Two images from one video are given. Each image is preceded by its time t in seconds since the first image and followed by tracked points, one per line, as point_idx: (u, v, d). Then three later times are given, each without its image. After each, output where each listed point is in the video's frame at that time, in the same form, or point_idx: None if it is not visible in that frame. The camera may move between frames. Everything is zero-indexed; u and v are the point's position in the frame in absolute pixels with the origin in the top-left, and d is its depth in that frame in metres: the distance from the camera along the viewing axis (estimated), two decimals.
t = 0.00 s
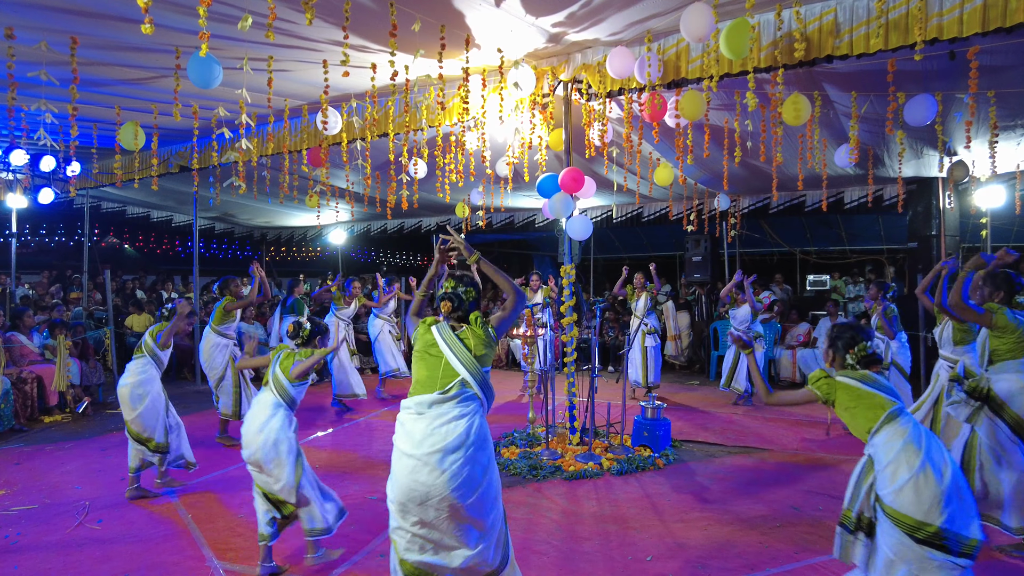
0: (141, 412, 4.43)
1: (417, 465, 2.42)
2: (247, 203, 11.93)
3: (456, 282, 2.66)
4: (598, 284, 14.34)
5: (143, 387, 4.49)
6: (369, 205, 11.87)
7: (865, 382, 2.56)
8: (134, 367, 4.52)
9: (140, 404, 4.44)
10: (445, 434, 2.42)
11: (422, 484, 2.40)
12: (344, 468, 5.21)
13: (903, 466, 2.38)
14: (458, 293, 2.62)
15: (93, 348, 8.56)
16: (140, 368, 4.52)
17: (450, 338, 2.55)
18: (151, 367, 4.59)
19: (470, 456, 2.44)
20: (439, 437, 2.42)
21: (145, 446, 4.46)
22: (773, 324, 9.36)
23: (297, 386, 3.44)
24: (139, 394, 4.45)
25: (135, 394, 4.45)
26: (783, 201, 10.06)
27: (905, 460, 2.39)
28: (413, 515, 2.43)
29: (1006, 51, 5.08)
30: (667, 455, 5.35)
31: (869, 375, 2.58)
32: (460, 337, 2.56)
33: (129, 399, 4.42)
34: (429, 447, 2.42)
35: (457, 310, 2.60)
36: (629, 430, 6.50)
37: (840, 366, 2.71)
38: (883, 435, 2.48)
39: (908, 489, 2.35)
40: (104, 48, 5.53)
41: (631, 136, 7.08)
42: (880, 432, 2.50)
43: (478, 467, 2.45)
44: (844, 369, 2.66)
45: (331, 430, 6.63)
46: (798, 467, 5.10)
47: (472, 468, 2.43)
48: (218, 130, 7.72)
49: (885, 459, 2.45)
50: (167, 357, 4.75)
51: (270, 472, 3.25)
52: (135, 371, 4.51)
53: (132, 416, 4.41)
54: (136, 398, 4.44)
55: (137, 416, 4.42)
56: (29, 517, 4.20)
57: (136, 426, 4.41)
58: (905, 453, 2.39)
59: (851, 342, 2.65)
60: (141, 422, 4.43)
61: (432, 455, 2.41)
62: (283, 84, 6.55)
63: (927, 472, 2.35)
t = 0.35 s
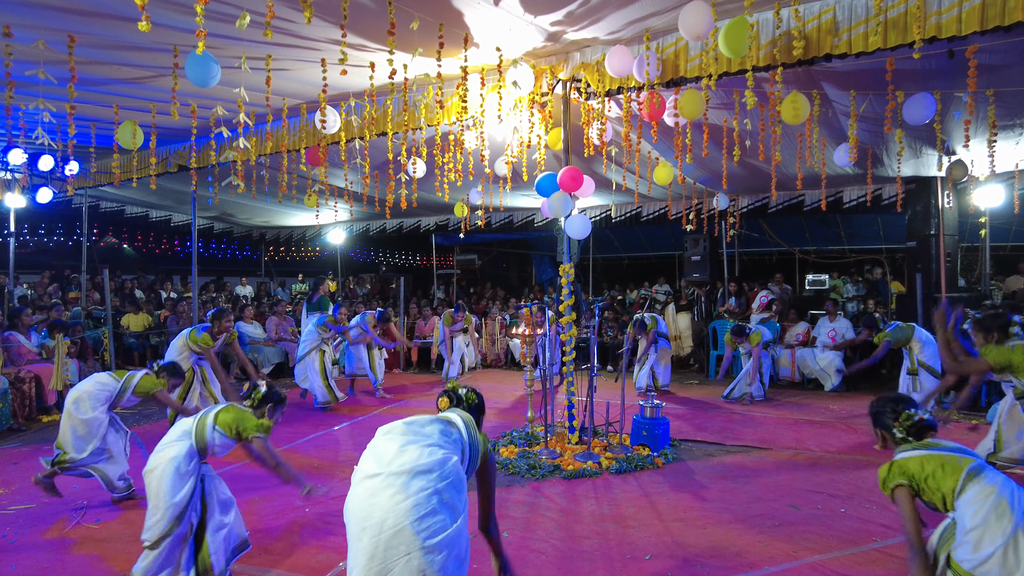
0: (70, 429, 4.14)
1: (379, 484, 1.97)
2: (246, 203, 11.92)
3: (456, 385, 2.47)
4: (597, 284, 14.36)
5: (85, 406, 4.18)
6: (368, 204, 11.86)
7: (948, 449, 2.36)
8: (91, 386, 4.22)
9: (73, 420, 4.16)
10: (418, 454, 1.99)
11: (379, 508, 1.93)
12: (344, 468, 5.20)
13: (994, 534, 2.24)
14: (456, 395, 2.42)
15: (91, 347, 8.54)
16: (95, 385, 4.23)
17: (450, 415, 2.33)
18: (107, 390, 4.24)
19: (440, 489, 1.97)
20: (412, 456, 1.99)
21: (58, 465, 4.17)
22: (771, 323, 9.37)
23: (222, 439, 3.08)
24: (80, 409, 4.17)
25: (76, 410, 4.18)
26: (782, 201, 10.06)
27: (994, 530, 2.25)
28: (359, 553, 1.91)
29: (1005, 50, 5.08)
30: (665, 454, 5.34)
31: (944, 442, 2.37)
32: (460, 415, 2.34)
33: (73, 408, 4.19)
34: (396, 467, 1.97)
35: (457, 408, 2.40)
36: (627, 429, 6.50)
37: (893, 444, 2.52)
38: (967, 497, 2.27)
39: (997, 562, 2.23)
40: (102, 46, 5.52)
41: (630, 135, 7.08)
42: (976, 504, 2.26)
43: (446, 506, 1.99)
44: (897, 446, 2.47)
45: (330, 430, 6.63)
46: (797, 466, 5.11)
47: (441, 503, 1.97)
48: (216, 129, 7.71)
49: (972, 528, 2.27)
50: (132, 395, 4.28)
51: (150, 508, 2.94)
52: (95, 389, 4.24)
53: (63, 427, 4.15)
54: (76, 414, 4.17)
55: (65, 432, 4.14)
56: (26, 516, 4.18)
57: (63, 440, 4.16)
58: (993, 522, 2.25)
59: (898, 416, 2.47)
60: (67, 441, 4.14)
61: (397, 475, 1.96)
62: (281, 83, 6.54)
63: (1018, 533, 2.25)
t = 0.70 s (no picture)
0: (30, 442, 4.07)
1: (374, 489, 1.99)
2: (245, 203, 11.91)
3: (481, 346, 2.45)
4: (596, 284, 14.37)
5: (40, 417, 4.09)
6: (367, 204, 11.85)
7: (997, 370, 2.32)
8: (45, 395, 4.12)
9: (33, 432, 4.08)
10: (410, 463, 1.97)
11: (371, 513, 1.96)
12: (343, 467, 5.20)
13: (1007, 484, 2.18)
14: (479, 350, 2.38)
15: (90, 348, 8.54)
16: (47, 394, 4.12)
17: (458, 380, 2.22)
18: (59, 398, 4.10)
19: (431, 500, 1.95)
20: (405, 464, 1.97)
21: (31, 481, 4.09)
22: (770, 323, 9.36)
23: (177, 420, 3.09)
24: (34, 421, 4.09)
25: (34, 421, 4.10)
26: (780, 201, 10.05)
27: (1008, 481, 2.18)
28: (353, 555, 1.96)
29: (1005, 49, 5.07)
30: (664, 454, 5.34)
31: (1006, 368, 2.34)
32: (468, 385, 2.21)
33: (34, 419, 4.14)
34: (390, 474, 1.98)
35: (476, 365, 2.32)
36: (627, 428, 6.50)
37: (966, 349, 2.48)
38: (1000, 447, 2.23)
39: (1001, 516, 2.18)
40: (100, 45, 5.51)
41: (629, 134, 7.08)
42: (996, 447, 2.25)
43: (440, 516, 1.96)
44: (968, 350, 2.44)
45: (328, 430, 6.62)
46: (796, 466, 5.11)
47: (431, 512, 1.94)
48: (215, 129, 7.71)
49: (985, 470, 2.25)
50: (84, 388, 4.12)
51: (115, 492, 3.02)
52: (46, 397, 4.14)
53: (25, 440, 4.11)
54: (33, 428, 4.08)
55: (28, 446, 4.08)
56: (24, 516, 4.17)
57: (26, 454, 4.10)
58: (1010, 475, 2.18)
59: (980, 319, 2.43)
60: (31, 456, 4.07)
61: (388, 482, 1.97)
62: (280, 82, 6.53)
63: None
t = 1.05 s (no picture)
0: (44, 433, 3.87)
1: (472, 500, 2.10)
2: (243, 202, 11.90)
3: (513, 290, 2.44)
4: (595, 283, 14.37)
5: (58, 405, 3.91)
6: (366, 203, 11.84)
7: None
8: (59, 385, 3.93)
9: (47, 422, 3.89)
10: (503, 476, 2.08)
11: (475, 522, 2.09)
12: (341, 467, 5.20)
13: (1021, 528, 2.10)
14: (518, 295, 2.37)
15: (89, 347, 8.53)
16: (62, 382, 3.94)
17: (506, 364, 2.19)
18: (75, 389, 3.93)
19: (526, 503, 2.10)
20: (500, 475, 2.09)
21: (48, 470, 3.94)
22: (769, 322, 9.34)
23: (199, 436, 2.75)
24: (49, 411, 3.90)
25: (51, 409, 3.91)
26: (779, 200, 10.06)
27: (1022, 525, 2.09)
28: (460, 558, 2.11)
29: (1005, 48, 5.07)
30: (664, 453, 5.34)
31: None
32: (521, 368, 2.20)
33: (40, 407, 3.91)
34: (485, 486, 2.09)
35: (514, 308, 2.31)
36: (626, 428, 6.50)
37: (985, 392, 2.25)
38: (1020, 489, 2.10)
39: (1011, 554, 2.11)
40: (98, 44, 5.50)
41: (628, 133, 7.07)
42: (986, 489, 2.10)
43: (532, 515, 2.13)
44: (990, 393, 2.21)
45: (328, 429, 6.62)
46: (795, 465, 5.10)
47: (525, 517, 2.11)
48: (213, 128, 7.71)
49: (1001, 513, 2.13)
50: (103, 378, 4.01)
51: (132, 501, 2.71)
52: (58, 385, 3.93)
53: (35, 431, 3.92)
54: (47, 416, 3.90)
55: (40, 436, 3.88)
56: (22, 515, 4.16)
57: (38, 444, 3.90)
58: None
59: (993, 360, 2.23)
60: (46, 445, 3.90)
61: (483, 497, 2.08)
62: (279, 81, 6.52)
63: None
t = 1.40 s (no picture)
0: (110, 414, 3.98)
1: (587, 452, 2.06)
2: (243, 202, 11.90)
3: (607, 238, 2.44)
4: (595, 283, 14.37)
5: (113, 390, 4.07)
6: (365, 203, 11.84)
7: None
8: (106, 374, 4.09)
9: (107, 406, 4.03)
10: (615, 420, 2.06)
11: (596, 473, 2.05)
12: (342, 466, 5.20)
13: None
14: (616, 247, 2.35)
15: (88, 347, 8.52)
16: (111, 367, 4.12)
17: (605, 314, 2.20)
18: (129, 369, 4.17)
19: (644, 447, 2.08)
20: (613, 420, 2.07)
21: (115, 456, 3.88)
22: (769, 322, 9.32)
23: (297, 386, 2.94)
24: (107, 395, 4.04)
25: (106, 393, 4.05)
26: (779, 199, 10.06)
27: None
28: (587, 515, 2.07)
29: (1004, 47, 5.07)
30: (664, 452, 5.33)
31: None
32: (618, 316, 2.20)
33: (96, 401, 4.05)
34: (599, 434, 2.07)
35: (613, 257, 2.31)
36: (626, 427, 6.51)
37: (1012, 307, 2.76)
38: None
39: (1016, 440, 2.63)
40: (97, 43, 5.48)
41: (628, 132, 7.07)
42: (999, 399, 2.59)
43: (652, 455, 2.11)
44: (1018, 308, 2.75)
45: (327, 429, 6.62)
46: (794, 464, 5.10)
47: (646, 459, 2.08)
48: (212, 127, 7.70)
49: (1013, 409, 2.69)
50: (145, 351, 4.30)
51: (281, 473, 2.73)
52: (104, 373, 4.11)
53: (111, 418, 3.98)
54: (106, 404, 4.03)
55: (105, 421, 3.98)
56: (21, 515, 4.16)
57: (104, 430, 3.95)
58: None
59: None
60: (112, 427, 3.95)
61: (601, 449, 2.05)
62: (278, 81, 6.52)
63: None
